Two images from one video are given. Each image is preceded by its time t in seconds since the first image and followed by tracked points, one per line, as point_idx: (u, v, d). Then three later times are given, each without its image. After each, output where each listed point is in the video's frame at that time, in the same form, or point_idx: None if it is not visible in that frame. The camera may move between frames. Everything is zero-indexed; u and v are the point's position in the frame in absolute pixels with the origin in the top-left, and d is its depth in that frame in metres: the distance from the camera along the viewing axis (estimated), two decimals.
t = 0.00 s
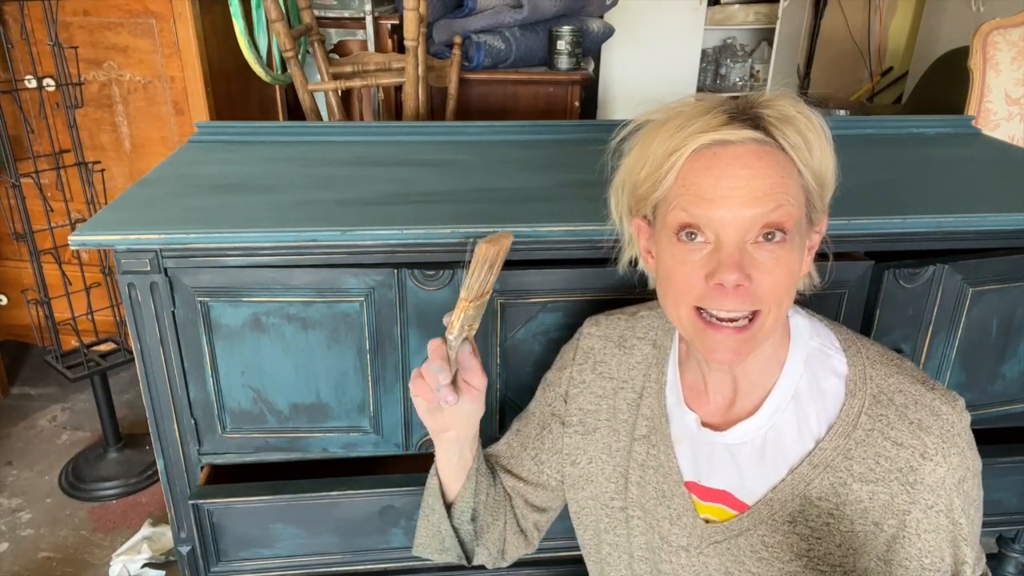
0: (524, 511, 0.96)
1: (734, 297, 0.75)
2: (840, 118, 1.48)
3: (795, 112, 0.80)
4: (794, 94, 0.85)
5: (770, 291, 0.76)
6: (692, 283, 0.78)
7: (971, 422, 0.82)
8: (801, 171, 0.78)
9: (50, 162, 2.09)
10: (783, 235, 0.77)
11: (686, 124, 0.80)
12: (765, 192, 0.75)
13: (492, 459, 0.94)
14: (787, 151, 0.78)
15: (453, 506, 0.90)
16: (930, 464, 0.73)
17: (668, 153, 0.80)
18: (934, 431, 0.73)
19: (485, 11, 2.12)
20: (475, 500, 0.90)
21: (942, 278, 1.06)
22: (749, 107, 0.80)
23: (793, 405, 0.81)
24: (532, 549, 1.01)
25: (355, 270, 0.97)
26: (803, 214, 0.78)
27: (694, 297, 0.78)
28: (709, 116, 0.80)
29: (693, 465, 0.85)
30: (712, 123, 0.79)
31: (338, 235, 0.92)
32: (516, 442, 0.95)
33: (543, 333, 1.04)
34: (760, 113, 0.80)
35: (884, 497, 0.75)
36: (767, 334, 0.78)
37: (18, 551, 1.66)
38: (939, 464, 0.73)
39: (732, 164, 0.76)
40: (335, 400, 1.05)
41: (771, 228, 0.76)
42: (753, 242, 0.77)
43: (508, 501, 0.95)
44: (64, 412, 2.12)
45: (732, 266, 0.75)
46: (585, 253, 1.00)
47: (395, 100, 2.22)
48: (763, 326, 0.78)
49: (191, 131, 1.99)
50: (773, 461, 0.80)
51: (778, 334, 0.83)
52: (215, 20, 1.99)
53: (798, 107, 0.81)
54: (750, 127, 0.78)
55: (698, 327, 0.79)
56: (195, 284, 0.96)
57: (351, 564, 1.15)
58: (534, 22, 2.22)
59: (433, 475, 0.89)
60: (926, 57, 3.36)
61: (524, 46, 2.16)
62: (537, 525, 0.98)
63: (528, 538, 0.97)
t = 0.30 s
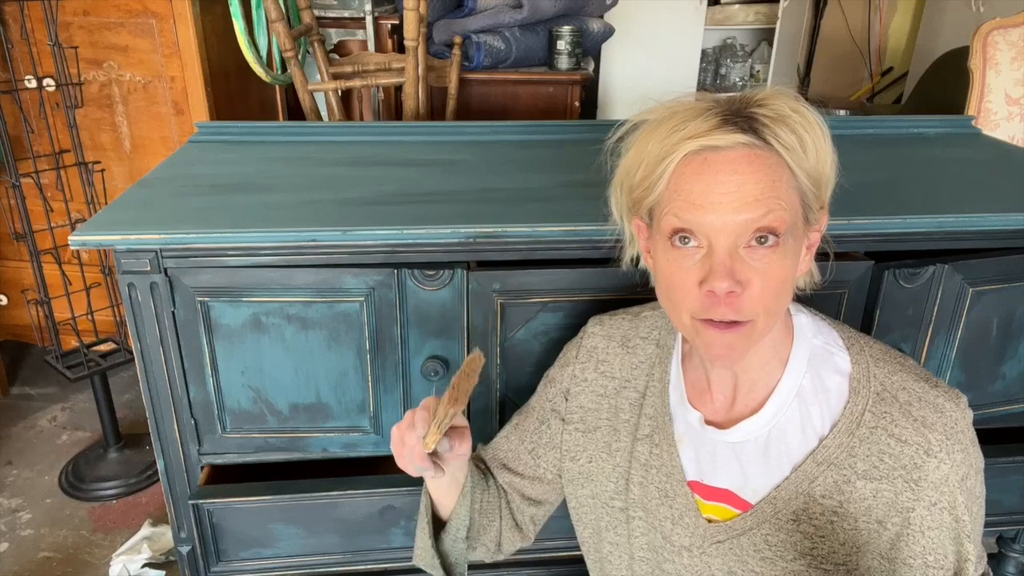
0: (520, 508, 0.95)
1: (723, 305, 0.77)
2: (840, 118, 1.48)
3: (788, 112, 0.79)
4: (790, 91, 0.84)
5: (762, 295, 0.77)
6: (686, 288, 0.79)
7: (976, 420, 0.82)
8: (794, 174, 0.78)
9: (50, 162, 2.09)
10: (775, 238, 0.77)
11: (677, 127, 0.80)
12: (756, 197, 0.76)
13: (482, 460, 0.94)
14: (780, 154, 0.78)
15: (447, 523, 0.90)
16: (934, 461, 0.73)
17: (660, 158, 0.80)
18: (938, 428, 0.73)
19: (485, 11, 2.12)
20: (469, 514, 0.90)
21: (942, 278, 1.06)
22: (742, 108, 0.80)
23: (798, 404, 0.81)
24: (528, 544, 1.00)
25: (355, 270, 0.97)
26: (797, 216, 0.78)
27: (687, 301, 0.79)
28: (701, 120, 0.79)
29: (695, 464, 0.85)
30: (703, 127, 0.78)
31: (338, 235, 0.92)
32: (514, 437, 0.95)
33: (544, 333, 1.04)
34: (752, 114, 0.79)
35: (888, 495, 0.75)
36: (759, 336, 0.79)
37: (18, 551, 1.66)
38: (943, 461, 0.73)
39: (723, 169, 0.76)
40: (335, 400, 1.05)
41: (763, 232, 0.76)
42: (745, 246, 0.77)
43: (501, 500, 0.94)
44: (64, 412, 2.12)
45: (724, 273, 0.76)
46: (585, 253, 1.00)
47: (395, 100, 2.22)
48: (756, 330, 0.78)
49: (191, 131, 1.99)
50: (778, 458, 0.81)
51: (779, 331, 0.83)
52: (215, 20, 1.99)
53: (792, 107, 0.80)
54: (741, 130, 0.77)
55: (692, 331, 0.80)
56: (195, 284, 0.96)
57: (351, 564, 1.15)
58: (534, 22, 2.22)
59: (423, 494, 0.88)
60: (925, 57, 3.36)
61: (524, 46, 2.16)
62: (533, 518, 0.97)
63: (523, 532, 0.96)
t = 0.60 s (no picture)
0: (525, 503, 0.96)
1: (723, 293, 0.76)
2: (840, 118, 1.48)
3: (791, 109, 0.79)
4: (795, 88, 0.84)
5: (760, 287, 0.77)
6: (684, 278, 0.79)
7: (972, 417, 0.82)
8: (795, 169, 0.78)
9: (50, 162, 2.09)
10: (774, 232, 0.77)
11: (680, 120, 0.80)
12: (757, 190, 0.75)
13: (487, 457, 0.95)
14: (781, 149, 0.78)
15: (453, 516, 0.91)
16: (929, 457, 0.73)
17: (663, 149, 0.80)
18: (933, 424, 0.73)
19: (485, 11, 2.12)
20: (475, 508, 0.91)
21: (942, 277, 1.06)
22: (746, 103, 0.80)
23: (793, 399, 0.81)
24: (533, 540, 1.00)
25: (355, 270, 0.97)
26: (796, 211, 0.78)
27: (685, 290, 0.79)
28: (705, 113, 0.79)
29: (693, 460, 0.85)
30: (707, 119, 0.78)
31: (338, 235, 0.92)
32: (519, 436, 0.96)
33: (544, 333, 1.04)
34: (756, 109, 0.79)
35: (883, 491, 0.75)
36: (757, 327, 0.79)
37: (18, 551, 1.66)
38: (938, 457, 0.73)
39: (725, 161, 0.76)
40: (335, 400, 1.05)
41: (762, 226, 0.76)
42: (744, 239, 0.77)
43: (508, 496, 0.95)
44: (64, 412, 2.12)
45: (722, 263, 0.76)
46: (585, 253, 1.00)
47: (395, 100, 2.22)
48: (753, 321, 0.78)
49: (191, 131, 1.99)
50: (773, 454, 0.80)
51: (777, 327, 0.83)
52: (215, 20, 1.99)
53: (796, 103, 0.80)
54: (744, 124, 0.77)
55: (691, 320, 0.80)
56: (195, 284, 0.96)
57: (351, 564, 1.15)
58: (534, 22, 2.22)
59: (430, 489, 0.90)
60: (925, 57, 3.36)
61: (524, 46, 2.16)
62: (539, 515, 0.97)
63: (529, 528, 0.96)
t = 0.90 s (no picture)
0: (530, 502, 0.96)
1: (723, 273, 0.76)
2: (840, 118, 1.48)
3: (798, 101, 0.80)
4: (803, 88, 0.85)
5: (761, 270, 0.76)
6: (684, 258, 0.78)
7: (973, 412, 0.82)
8: (798, 157, 0.78)
9: (50, 162, 2.09)
10: (776, 217, 0.77)
11: (687, 108, 0.81)
12: (760, 172, 0.76)
13: (493, 457, 0.95)
14: (785, 137, 0.78)
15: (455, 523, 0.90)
16: (929, 452, 0.73)
17: (669, 134, 0.81)
18: (934, 420, 0.73)
19: (485, 11, 2.12)
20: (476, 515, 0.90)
21: (942, 278, 1.06)
22: (753, 94, 0.81)
23: (794, 394, 0.81)
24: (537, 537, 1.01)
25: (355, 270, 0.97)
26: (799, 199, 0.78)
27: (685, 271, 0.79)
28: (712, 100, 0.80)
29: (695, 457, 0.85)
30: (713, 106, 0.79)
31: (338, 235, 0.92)
32: (522, 435, 0.95)
33: (544, 333, 1.04)
34: (762, 100, 0.80)
35: (883, 486, 0.75)
36: (758, 313, 0.78)
37: (18, 551, 1.66)
38: (938, 453, 0.73)
39: (730, 145, 0.77)
40: (335, 399, 1.05)
41: (764, 210, 0.76)
42: (746, 223, 0.77)
43: (512, 496, 0.94)
44: (64, 412, 2.12)
45: (722, 243, 0.76)
46: (585, 253, 1.00)
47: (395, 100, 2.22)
48: (754, 304, 0.78)
49: (191, 131, 1.99)
50: (775, 448, 0.80)
51: (778, 321, 0.83)
52: (215, 20, 1.99)
53: (802, 97, 0.80)
54: (749, 111, 0.78)
55: (690, 302, 0.79)
56: (195, 284, 0.96)
57: (351, 564, 1.15)
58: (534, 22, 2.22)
59: (432, 496, 0.89)
60: (925, 56, 3.36)
61: (524, 46, 2.16)
62: (541, 513, 0.97)
63: (531, 525, 0.97)
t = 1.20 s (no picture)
0: (533, 506, 0.96)
1: (728, 277, 0.76)
2: (840, 117, 1.48)
3: (803, 103, 0.79)
4: (808, 87, 0.84)
5: (766, 273, 0.77)
6: (690, 262, 0.78)
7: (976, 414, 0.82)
8: (804, 159, 0.78)
9: (50, 162, 2.09)
10: (781, 220, 0.77)
11: (693, 109, 0.80)
12: (766, 176, 0.76)
13: (495, 463, 0.95)
14: (791, 139, 0.78)
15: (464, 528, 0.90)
16: (933, 451, 0.73)
17: (674, 135, 0.81)
18: (937, 418, 0.74)
19: (485, 11, 2.12)
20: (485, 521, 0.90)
21: (942, 278, 1.06)
22: (759, 95, 0.80)
23: (797, 394, 0.81)
24: (541, 541, 1.00)
25: (355, 270, 0.97)
26: (804, 201, 0.78)
27: (691, 275, 0.79)
28: (718, 101, 0.80)
29: (697, 459, 0.85)
30: (719, 108, 0.79)
31: (338, 235, 0.92)
32: (524, 440, 0.95)
33: (544, 333, 1.04)
34: (768, 101, 0.79)
35: (887, 486, 0.75)
36: (762, 316, 0.79)
37: (18, 551, 1.66)
38: (942, 451, 0.73)
39: (736, 148, 0.76)
40: (335, 400, 1.05)
41: (770, 213, 0.76)
42: (752, 226, 0.77)
43: (515, 501, 0.94)
44: (64, 412, 2.12)
45: (728, 247, 0.76)
46: (584, 253, 1.00)
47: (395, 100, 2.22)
48: (759, 308, 0.78)
49: (192, 131, 1.99)
50: (778, 448, 0.80)
51: (782, 321, 0.83)
52: (215, 20, 1.99)
53: (808, 98, 0.80)
54: (755, 113, 0.78)
55: (695, 303, 0.79)
56: (195, 284, 0.96)
57: (351, 564, 1.15)
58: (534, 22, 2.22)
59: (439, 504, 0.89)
60: (926, 56, 3.36)
61: (524, 46, 2.16)
62: (546, 518, 0.97)
63: (536, 530, 0.97)
